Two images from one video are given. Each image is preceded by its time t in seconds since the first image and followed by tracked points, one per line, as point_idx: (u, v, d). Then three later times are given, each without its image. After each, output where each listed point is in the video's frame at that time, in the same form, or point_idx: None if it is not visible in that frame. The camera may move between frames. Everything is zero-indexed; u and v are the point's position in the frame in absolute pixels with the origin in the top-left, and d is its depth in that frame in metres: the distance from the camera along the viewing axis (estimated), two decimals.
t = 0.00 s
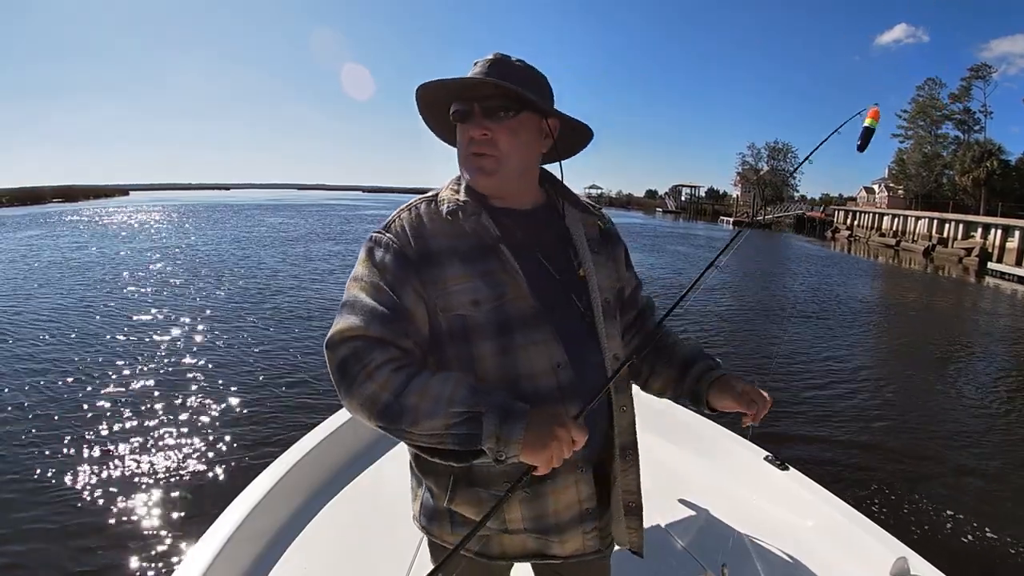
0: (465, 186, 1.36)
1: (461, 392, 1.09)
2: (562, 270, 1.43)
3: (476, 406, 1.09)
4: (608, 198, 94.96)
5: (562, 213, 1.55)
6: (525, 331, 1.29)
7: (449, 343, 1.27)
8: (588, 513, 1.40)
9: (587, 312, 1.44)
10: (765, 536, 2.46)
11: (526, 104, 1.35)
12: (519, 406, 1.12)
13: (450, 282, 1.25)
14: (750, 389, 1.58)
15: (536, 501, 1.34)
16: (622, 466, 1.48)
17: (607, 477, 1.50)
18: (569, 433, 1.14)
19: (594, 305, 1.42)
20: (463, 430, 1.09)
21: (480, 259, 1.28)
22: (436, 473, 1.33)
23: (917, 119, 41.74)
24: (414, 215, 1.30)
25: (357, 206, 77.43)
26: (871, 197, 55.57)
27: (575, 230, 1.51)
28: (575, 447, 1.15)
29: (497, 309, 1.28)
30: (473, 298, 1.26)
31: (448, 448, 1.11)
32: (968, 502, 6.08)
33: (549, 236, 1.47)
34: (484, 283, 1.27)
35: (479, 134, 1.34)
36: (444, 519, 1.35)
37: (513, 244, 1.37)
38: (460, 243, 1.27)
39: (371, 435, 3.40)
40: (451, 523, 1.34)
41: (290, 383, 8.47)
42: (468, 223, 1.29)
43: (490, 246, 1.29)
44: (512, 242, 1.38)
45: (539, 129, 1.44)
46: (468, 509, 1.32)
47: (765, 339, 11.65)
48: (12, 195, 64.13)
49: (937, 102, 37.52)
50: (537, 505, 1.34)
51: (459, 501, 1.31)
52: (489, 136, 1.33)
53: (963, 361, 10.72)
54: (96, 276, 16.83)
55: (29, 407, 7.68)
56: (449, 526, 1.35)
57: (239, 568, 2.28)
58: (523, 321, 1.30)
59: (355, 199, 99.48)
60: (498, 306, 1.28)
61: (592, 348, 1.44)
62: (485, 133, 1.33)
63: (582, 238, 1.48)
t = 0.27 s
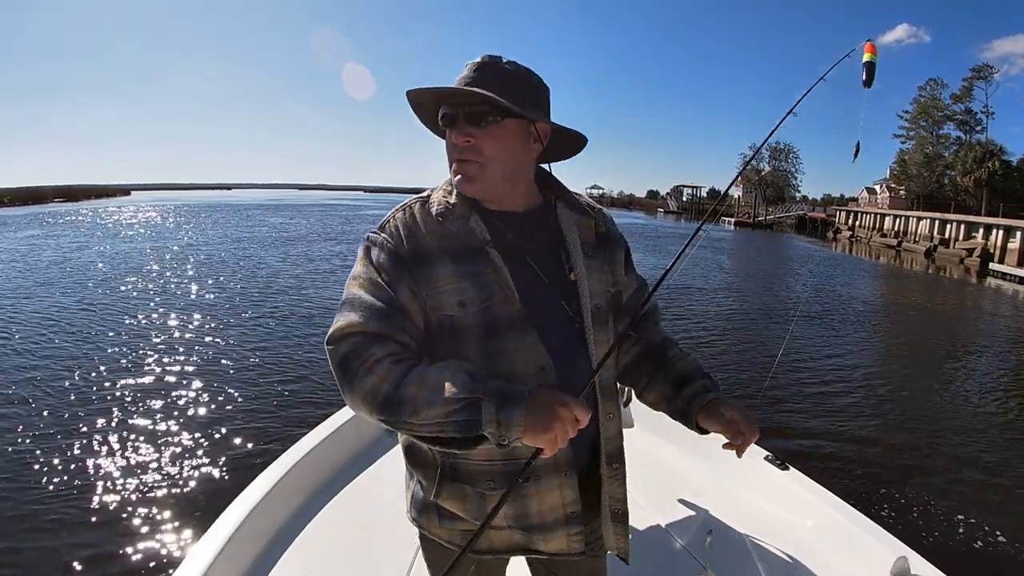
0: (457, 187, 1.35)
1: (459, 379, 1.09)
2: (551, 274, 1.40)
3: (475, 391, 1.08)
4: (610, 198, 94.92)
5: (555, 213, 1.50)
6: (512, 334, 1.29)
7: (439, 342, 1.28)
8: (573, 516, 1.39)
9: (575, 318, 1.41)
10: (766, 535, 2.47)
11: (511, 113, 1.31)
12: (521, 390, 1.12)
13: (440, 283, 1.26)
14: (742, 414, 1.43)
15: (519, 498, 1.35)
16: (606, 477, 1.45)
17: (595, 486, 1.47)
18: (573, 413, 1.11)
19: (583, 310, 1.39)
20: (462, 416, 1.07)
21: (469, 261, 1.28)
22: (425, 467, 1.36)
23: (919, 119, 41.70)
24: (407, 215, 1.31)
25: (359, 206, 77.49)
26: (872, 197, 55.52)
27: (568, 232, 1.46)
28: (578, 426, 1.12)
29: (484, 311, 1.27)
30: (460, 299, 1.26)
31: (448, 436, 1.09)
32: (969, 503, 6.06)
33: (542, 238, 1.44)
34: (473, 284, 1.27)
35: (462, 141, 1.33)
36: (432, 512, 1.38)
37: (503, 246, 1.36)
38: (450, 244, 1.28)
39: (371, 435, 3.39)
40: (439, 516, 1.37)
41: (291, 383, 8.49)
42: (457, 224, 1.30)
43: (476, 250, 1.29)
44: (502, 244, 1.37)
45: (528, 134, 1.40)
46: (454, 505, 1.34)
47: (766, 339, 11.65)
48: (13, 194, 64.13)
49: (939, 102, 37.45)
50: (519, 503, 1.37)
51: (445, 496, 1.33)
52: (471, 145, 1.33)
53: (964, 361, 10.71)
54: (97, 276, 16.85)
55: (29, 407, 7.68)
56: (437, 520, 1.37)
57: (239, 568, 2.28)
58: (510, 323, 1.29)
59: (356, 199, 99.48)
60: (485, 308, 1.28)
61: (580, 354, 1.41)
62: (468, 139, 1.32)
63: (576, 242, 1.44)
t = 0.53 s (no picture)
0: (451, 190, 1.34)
1: (462, 371, 1.09)
2: (544, 280, 1.38)
3: (479, 382, 1.08)
4: (611, 198, 94.88)
5: (550, 216, 1.46)
6: (506, 340, 1.29)
7: (435, 346, 1.29)
8: (567, 516, 1.38)
9: (567, 325, 1.39)
10: (766, 536, 2.46)
11: (501, 123, 1.28)
12: (522, 376, 1.11)
13: (434, 288, 1.26)
14: (737, 436, 1.33)
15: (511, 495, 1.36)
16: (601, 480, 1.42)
17: (589, 487, 1.46)
18: (579, 395, 1.09)
19: (575, 317, 1.37)
20: (469, 407, 1.08)
21: (462, 267, 1.28)
22: (423, 462, 1.39)
23: (920, 119, 41.65)
24: (403, 219, 1.32)
25: (361, 206, 77.50)
26: (874, 198, 55.44)
27: (563, 235, 1.41)
28: (583, 408, 1.09)
29: (478, 317, 1.28)
30: (453, 304, 1.27)
31: (457, 428, 1.10)
32: (970, 505, 6.05)
33: (536, 243, 1.41)
34: (468, 289, 1.27)
35: (453, 151, 1.31)
36: (430, 506, 1.41)
37: (497, 250, 1.36)
38: (445, 248, 1.28)
39: (371, 435, 3.39)
40: (436, 510, 1.39)
41: (292, 383, 8.48)
42: (451, 228, 1.30)
43: (469, 256, 1.29)
44: (495, 249, 1.36)
45: (521, 141, 1.37)
46: (449, 500, 1.36)
47: (767, 339, 11.63)
48: (15, 194, 64.18)
49: (941, 103, 37.39)
50: (512, 501, 1.37)
51: (440, 490, 1.35)
52: (462, 156, 1.31)
53: (965, 363, 10.68)
54: (98, 276, 16.85)
55: (29, 407, 7.68)
56: (434, 514, 1.39)
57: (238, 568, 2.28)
58: (503, 327, 1.29)
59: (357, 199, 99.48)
60: (479, 313, 1.28)
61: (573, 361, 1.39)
62: (459, 149, 1.31)
63: (569, 247, 1.39)
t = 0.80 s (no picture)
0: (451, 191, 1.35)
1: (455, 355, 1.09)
2: (541, 284, 1.38)
3: (474, 364, 1.08)
4: (613, 198, 94.90)
5: (550, 218, 1.45)
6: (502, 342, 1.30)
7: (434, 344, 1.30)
8: (562, 519, 1.38)
9: (563, 330, 1.38)
10: (765, 535, 2.46)
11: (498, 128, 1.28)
12: (517, 359, 1.10)
13: (434, 286, 1.28)
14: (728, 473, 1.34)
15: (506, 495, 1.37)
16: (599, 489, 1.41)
17: (587, 490, 1.46)
18: (573, 377, 1.10)
19: (570, 323, 1.36)
20: (461, 390, 1.07)
21: (461, 266, 1.29)
22: (421, 457, 1.41)
23: (923, 120, 41.59)
24: (404, 217, 1.34)
25: (362, 206, 77.51)
26: (876, 198, 55.35)
27: (561, 241, 1.40)
28: (578, 389, 1.10)
29: (476, 316, 1.29)
30: (452, 303, 1.28)
31: (450, 412, 1.09)
32: (971, 506, 6.04)
33: (535, 246, 1.40)
34: (466, 289, 1.28)
35: (453, 154, 1.31)
36: (428, 503, 1.42)
37: (496, 251, 1.36)
38: (444, 247, 1.29)
39: (370, 436, 3.39)
40: (434, 507, 1.41)
41: (292, 382, 8.49)
42: (450, 227, 1.31)
43: (466, 257, 1.30)
44: (493, 250, 1.36)
45: (519, 146, 1.36)
46: (445, 496, 1.37)
47: (769, 340, 11.62)
48: (17, 194, 64.24)
49: (943, 104, 37.40)
50: (507, 502, 1.38)
51: (437, 486, 1.37)
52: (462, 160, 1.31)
53: (968, 364, 10.66)
54: (99, 276, 16.86)
55: (30, 406, 7.70)
56: (432, 511, 1.41)
57: (238, 568, 2.27)
58: (501, 326, 1.30)
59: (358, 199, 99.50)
60: (476, 313, 1.29)
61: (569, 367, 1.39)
62: (456, 151, 1.31)
63: (566, 251, 1.38)
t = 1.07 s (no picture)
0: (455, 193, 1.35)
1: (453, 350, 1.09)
2: (540, 288, 1.38)
3: (470, 359, 1.09)
4: (614, 198, 94.88)
5: (551, 221, 1.44)
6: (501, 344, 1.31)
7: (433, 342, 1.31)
8: (555, 526, 1.38)
9: (561, 332, 1.38)
10: (765, 536, 2.46)
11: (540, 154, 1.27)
12: (515, 352, 1.11)
13: (434, 285, 1.29)
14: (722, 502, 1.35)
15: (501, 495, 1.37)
16: (593, 495, 1.41)
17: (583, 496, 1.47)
18: (570, 370, 1.09)
19: (568, 329, 1.36)
20: (458, 384, 1.08)
21: (461, 265, 1.30)
22: (417, 455, 1.41)
23: (925, 120, 41.54)
24: (406, 215, 1.35)
25: (364, 206, 77.59)
26: (878, 198, 55.29)
27: (561, 245, 1.40)
28: (575, 382, 1.09)
29: (474, 317, 1.29)
30: (452, 304, 1.29)
31: (445, 406, 1.10)
32: (971, 507, 6.03)
33: (536, 250, 1.40)
34: (466, 289, 1.29)
35: (485, 178, 1.28)
36: (424, 502, 1.42)
37: (497, 254, 1.36)
38: (445, 247, 1.30)
39: (371, 435, 3.39)
40: (430, 506, 1.42)
41: (293, 382, 8.50)
42: (451, 227, 1.31)
43: (466, 258, 1.30)
44: (493, 251, 1.36)
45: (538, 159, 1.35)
46: (441, 496, 1.38)
47: (770, 340, 11.62)
48: (19, 194, 64.37)
49: (945, 104, 37.32)
50: (501, 504, 1.38)
51: (432, 485, 1.37)
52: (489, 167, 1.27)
53: (969, 364, 10.65)
54: (101, 275, 16.89)
55: (32, 405, 7.72)
56: (428, 509, 1.42)
57: (238, 567, 2.27)
58: (499, 327, 1.31)
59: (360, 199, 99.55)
60: (475, 313, 1.30)
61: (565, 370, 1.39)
62: (493, 175, 1.28)
63: (566, 257, 1.38)
